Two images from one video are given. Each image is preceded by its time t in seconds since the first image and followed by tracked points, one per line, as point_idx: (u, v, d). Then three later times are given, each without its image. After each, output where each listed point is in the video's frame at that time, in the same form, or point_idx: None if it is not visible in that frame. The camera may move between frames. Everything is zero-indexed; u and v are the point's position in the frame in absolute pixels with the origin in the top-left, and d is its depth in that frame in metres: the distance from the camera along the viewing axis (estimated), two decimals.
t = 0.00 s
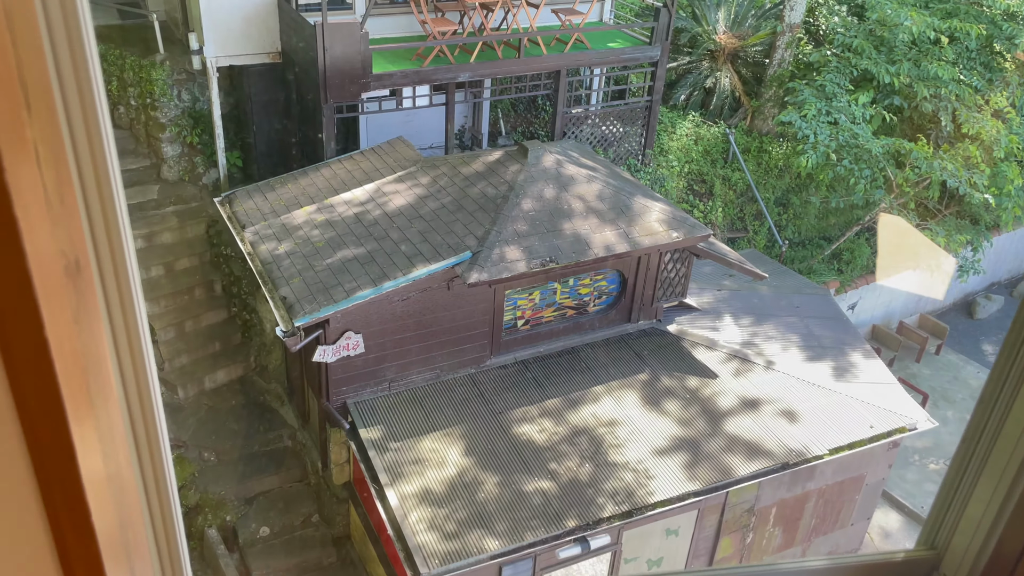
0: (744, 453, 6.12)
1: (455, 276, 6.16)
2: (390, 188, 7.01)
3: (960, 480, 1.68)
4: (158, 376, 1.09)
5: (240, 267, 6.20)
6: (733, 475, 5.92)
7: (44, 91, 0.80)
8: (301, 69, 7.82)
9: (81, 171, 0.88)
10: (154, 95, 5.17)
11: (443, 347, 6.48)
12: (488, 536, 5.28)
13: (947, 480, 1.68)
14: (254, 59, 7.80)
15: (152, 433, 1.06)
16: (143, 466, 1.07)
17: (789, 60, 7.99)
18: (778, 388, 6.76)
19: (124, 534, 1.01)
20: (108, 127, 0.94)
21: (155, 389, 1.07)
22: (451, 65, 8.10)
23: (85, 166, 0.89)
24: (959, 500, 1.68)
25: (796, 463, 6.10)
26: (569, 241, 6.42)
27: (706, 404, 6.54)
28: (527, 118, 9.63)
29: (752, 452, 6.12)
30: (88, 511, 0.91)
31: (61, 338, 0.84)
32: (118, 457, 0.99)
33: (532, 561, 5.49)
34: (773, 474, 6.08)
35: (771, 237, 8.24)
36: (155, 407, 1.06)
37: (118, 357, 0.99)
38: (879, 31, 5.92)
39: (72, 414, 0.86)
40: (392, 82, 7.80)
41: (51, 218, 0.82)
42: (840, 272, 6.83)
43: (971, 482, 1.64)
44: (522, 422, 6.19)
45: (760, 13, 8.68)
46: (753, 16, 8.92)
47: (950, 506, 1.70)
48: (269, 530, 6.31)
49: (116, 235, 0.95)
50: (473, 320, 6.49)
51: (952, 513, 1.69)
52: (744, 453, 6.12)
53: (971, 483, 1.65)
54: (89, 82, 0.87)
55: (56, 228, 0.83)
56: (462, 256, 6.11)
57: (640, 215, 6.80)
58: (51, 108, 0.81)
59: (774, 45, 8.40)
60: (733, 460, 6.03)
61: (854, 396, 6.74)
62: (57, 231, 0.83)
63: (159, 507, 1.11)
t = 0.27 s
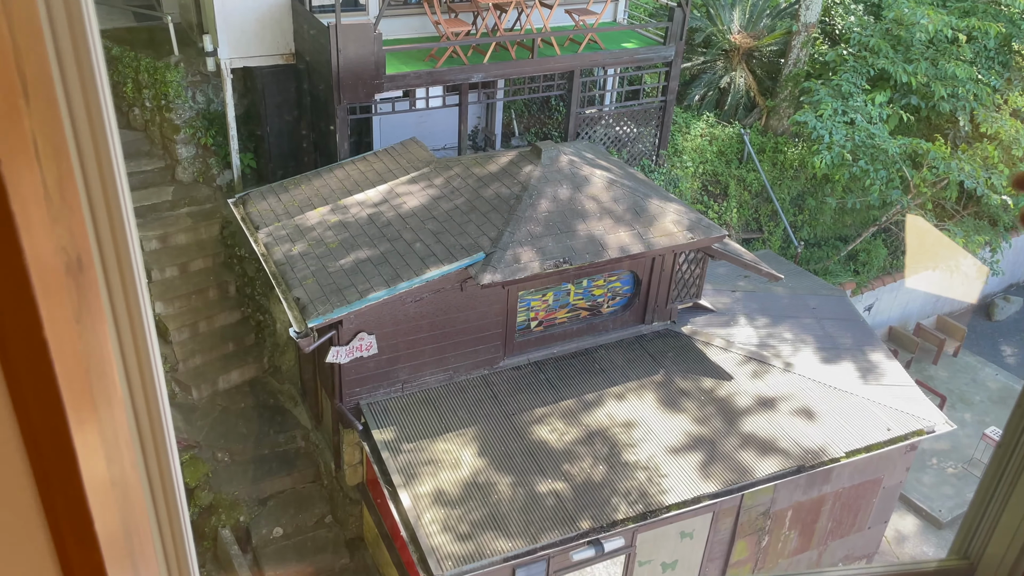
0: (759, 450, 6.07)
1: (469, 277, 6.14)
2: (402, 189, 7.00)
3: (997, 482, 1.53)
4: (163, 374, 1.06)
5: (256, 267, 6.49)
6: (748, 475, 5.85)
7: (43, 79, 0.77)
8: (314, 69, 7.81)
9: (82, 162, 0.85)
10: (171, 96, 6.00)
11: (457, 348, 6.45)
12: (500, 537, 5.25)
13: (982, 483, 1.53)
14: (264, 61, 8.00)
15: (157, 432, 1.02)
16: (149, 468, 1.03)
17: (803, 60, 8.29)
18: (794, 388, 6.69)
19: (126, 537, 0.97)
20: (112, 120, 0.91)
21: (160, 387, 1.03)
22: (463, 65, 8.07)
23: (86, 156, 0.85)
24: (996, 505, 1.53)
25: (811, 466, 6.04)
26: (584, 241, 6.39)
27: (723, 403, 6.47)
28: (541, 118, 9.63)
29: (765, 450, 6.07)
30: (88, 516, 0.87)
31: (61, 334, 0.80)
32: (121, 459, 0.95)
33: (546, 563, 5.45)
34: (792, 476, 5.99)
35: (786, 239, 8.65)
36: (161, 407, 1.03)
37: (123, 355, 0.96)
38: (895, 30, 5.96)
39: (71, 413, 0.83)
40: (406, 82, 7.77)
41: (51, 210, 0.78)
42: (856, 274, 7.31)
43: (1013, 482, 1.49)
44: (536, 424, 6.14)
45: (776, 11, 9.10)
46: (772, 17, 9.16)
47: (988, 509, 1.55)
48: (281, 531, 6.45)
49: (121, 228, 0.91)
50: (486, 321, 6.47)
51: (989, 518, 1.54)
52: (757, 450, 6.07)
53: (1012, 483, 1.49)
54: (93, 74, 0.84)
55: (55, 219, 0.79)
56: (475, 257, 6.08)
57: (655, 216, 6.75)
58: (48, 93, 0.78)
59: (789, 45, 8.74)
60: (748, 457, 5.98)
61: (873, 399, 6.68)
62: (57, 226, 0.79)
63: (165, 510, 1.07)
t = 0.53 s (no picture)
0: (770, 447, 6.06)
1: (477, 277, 6.12)
2: (411, 190, 6.99)
3: None
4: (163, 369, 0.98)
5: (263, 268, 7.01)
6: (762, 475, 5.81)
7: (35, 57, 0.70)
8: (321, 70, 7.79)
9: (78, 145, 0.78)
10: (180, 99, 6.77)
11: (465, 349, 6.43)
12: (508, 538, 5.24)
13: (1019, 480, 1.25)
14: (274, 62, 8.08)
15: (159, 432, 0.95)
16: (151, 471, 0.96)
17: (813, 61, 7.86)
18: (806, 389, 6.64)
19: (128, 551, 0.89)
20: (108, 100, 0.84)
21: (160, 384, 0.96)
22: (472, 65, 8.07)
23: (81, 139, 0.78)
24: None
25: (822, 467, 5.99)
26: (593, 241, 6.37)
27: (734, 402, 6.44)
28: (549, 119, 9.68)
29: (776, 448, 6.05)
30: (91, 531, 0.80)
31: (59, 336, 0.72)
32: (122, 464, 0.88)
33: (554, 565, 5.43)
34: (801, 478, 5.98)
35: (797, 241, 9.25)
36: (161, 405, 0.95)
37: (122, 350, 0.88)
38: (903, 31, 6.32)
39: (70, 418, 0.75)
40: (415, 82, 7.75)
41: (45, 200, 0.71)
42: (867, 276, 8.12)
43: None
44: (546, 425, 6.12)
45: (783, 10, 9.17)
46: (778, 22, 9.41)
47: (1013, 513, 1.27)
48: (290, 531, 6.64)
49: (118, 215, 0.84)
50: (495, 321, 6.45)
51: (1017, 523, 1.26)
52: (768, 448, 6.05)
53: None
54: (85, 46, 0.77)
55: (55, 222, 0.73)
56: (484, 258, 6.06)
57: (664, 217, 6.72)
58: (45, 80, 0.72)
59: (800, 45, 8.15)
60: (759, 454, 5.98)
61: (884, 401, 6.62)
62: (53, 222, 0.72)
63: (168, 515, 1.00)
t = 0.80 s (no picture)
0: (779, 450, 6.03)
1: (482, 278, 6.12)
2: (415, 191, 6.99)
3: None
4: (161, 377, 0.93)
5: (267, 269, 7.07)
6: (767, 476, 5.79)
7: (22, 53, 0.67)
8: (325, 70, 7.77)
9: (69, 145, 0.74)
10: (186, 101, 7.47)
11: (469, 350, 6.42)
12: (512, 540, 5.22)
13: None
14: (280, 62, 8.03)
15: (156, 443, 0.90)
16: (147, 484, 0.91)
17: (819, 61, 8.58)
18: (811, 390, 6.62)
19: (121, 562, 0.86)
20: (102, 97, 0.80)
21: (158, 394, 0.91)
22: (477, 66, 8.07)
23: (72, 138, 0.74)
24: None
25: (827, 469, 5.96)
26: (598, 242, 6.36)
27: (740, 403, 6.43)
28: (553, 120, 9.72)
29: (785, 451, 6.02)
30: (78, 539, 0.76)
31: (43, 337, 0.71)
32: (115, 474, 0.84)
33: (559, 566, 5.42)
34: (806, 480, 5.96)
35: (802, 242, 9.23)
36: (159, 415, 0.91)
37: (117, 358, 0.84)
38: (912, 31, 7.13)
39: (54, 419, 0.73)
40: (420, 83, 7.76)
41: (30, 196, 0.68)
42: (872, 277, 8.48)
43: None
44: (551, 426, 6.11)
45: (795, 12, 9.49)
46: (786, 24, 9.51)
47: None
48: (295, 532, 6.56)
49: (114, 218, 0.80)
50: (498, 323, 6.44)
51: None
52: (777, 451, 6.02)
53: None
54: (79, 48, 0.72)
55: (45, 226, 0.71)
56: (488, 259, 6.06)
57: (670, 218, 6.71)
58: (32, 70, 0.68)
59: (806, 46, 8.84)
60: (767, 457, 5.95)
61: (890, 403, 6.58)
62: (42, 225, 0.70)
63: (166, 529, 0.96)
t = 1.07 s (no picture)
0: (783, 456, 5.98)
1: (482, 279, 6.11)
2: (416, 191, 6.98)
3: None
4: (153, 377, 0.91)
5: (267, 270, 7.16)
6: (768, 480, 5.77)
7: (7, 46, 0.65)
8: (325, 70, 7.75)
9: (58, 140, 0.72)
10: (186, 101, 7.72)
11: (470, 351, 6.41)
12: (513, 542, 5.21)
13: None
14: (282, 63, 7.94)
15: (149, 445, 0.88)
16: (140, 486, 0.89)
17: (820, 61, 8.55)
18: (813, 393, 6.60)
19: (111, 566, 0.84)
20: (92, 92, 0.78)
21: (151, 394, 0.89)
22: (478, 66, 8.05)
23: (61, 133, 0.72)
24: None
25: (829, 471, 5.95)
26: (599, 243, 6.34)
27: (742, 406, 6.40)
28: (554, 121, 9.73)
29: (790, 456, 5.98)
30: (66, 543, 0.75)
31: (29, 335, 0.69)
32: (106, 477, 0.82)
33: (559, 568, 5.40)
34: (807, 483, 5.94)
35: (803, 242, 9.25)
36: (151, 416, 0.89)
37: (108, 358, 0.82)
38: (914, 31, 7.08)
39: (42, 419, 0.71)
40: (420, 82, 7.74)
41: (15, 190, 0.67)
42: (874, 278, 8.80)
43: None
44: (553, 428, 6.10)
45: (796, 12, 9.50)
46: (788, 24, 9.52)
47: None
48: (295, 533, 6.53)
49: (104, 215, 0.78)
50: (499, 324, 6.42)
51: None
52: (781, 456, 5.97)
53: None
54: (68, 39, 0.71)
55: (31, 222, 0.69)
56: (488, 259, 6.04)
57: (672, 219, 6.69)
58: (18, 61, 0.67)
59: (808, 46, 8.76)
60: (770, 463, 5.90)
61: (891, 404, 6.56)
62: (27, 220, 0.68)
63: (159, 534, 0.94)
